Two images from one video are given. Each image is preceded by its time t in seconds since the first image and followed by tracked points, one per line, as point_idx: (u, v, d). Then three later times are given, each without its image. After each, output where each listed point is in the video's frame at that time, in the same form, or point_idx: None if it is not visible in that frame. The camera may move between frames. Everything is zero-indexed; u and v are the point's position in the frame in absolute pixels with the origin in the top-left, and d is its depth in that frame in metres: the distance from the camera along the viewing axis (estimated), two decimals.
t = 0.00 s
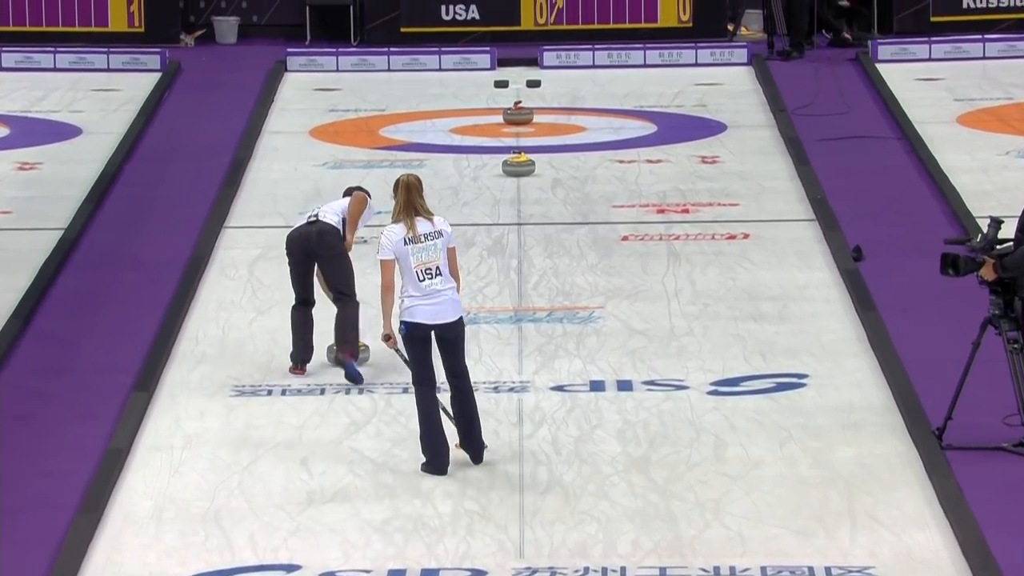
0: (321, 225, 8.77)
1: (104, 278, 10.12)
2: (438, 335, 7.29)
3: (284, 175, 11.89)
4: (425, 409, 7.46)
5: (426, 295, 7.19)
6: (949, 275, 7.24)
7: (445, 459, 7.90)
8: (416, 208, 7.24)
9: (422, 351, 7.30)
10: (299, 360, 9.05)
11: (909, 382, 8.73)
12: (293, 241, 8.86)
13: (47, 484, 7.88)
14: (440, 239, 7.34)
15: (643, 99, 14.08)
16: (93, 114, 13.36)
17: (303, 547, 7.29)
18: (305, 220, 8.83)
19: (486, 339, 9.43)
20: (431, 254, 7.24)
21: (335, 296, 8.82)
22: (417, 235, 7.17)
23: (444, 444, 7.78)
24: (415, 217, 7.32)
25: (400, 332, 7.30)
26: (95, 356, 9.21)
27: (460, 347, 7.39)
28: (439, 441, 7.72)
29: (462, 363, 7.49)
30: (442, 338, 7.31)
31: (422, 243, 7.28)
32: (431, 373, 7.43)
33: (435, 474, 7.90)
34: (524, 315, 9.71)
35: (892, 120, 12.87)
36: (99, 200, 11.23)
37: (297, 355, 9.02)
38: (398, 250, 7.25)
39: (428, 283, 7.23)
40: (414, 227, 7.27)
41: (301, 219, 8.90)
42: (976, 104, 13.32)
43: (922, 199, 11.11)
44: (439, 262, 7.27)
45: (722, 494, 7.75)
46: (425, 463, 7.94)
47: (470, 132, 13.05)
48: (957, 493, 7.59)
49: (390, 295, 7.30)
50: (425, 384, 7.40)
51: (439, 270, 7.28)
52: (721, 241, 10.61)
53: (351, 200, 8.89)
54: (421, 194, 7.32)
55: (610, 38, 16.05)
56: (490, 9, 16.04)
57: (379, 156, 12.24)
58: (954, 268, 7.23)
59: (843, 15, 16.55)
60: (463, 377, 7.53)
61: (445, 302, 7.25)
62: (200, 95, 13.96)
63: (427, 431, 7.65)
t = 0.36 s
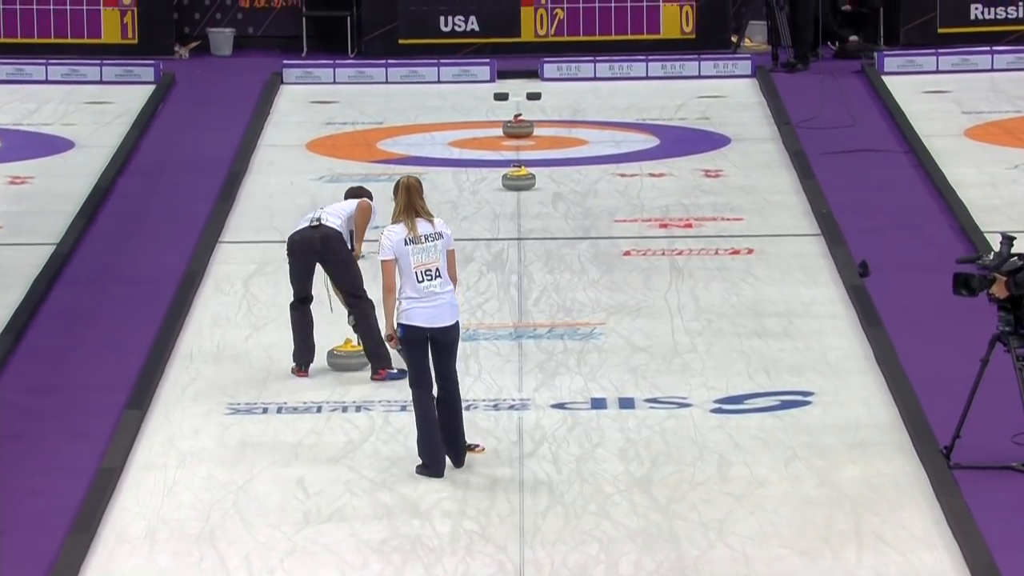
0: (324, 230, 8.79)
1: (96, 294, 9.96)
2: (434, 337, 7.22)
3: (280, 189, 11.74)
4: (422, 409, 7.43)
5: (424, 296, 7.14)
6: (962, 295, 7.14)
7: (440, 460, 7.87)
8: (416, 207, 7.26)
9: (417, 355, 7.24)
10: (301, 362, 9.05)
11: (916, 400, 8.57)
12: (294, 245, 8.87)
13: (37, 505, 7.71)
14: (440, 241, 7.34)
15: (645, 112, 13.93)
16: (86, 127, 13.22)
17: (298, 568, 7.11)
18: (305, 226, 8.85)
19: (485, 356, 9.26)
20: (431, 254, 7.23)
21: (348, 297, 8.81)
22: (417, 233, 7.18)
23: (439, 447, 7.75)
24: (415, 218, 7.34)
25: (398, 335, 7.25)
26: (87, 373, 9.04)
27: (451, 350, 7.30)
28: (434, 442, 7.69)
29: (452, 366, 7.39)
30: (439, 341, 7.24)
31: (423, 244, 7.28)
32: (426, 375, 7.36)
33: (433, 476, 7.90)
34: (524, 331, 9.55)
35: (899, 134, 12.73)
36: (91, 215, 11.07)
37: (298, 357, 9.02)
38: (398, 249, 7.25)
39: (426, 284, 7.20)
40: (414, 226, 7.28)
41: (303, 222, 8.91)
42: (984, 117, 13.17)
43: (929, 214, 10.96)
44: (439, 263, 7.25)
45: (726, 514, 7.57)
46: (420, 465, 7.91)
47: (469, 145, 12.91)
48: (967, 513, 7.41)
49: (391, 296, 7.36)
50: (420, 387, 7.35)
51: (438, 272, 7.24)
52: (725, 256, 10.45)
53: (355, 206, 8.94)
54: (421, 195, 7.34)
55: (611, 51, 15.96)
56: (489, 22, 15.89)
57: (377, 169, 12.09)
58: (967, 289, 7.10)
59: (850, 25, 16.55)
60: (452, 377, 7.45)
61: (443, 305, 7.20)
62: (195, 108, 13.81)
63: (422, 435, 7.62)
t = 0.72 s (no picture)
0: (319, 233, 8.73)
1: (89, 310, 9.79)
2: (430, 340, 7.15)
3: (276, 202, 11.59)
4: (419, 417, 7.35)
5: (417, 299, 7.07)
6: (979, 314, 7.00)
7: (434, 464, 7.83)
8: (411, 209, 7.17)
9: (413, 358, 7.18)
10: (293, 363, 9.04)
11: (923, 417, 8.41)
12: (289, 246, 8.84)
13: (28, 525, 7.53)
14: (437, 244, 7.20)
15: (646, 124, 13.79)
16: (79, 139, 13.07)
17: None
18: (299, 227, 8.79)
19: (484, 372, 9.10)
20: (425, 256, 7.14)
21: (343, 301, 8.79)
22: (409, 235, 7.09)
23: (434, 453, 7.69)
24: (414, 221, 7.26)
25: (394, 337, 7.20)
26: (79, 391, 8.87)
27: (446, 353, 7.25)
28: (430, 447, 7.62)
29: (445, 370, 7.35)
30: (434, 344, 7.17)
31: (418, 246, 7.18)
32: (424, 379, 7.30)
33: (426, 478, 7.88)
34: (524, 347, 9.39)
35: (905, 147, 12.58)
36: (83, 230, 10.90)
37: (290, 357, 9.03)
38: (393, 251, 7.19)
39: (420, 286, 7.12)
40: (409, 228, 7.19)
41: (298, 222, 8.87)
42: (992, 129, 13.03)
43: (936, 228, 10.81)
44: (434, 267, 7.14)
45: (730, 533, 7.40)
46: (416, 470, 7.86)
47: (468, 158, 12.76)
48: (977, 533, 7.24)
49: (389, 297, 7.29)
50: (418, 392, 7.29)
51: (433, 275, 7.14)
52: (728, 271, 10.30)
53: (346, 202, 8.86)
54: (421, 199, 7.26)
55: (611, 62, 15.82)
56: (489, 34, 15.75)
57: (375, 183, 11.94)
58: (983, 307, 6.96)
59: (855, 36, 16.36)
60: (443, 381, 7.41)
61: (437, 308, 7.12)
62: (188, 121, 13.66)
63: (418, 441, 7.56)
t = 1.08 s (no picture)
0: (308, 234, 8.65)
1: (81, 327, 9.63)
2: (425, 343, 7.16)
3: (272, 217, 11.45)
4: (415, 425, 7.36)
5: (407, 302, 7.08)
6: (998, 335, 6.83)
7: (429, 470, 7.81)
8: (405, 213, 7.14)
9: (408, 360, 7.19)
10: (292, 368, 9.02)
11: (930, 436, 8.24)
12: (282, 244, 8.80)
13: (17, 545, 7.35)
14: (432, 246, 7.15)
15: (648, 137, 13.65)
16: (71, 153, 12.92)
17: None
18: (291, 226, 8.75)
19: (484, 389, 8.94)
20: (418, 258, 7.12)
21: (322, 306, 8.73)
22: (399, 238, 7.07)
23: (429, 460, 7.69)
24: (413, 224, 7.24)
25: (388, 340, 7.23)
26: (71, 409, 8.71)
27: (440, 359, 7.22)
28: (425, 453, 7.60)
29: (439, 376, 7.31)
30: (428, 348, 7.18)
31: (412, 248, 7.16)
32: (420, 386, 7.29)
33: (423, 484, 7.86)
34: (523, 364, 9.23)
35: (911, 161, 12.44)
36: (75, 246, 10.75)
37: (289, 363, 9.00)
38: (388, 253, 7.20)
39: (412, 288, 7.12)
40: (404, 230, 7.18)
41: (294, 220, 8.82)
42: (999, 143, 12.88)
43: (944, 243, 10.66)
44: (426, 268, 7.12)
45: (734, 554, 7.23)
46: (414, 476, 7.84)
47: (467, 172, 12.62)
48: (987, 555, 7.07)
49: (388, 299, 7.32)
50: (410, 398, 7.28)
51: (427, 277, 7.13)
52: (731, 287, 10.15)
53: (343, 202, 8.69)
54: (420, 203, 7.22)
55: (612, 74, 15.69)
56: (487, 45, 15.64)
57: (374, 198, 11.80)
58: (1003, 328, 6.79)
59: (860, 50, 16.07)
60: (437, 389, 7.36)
61: (428, 310, 7.11)
62: (183, 134, 13.52)
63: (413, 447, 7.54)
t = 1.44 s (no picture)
0: (307, 236, 8.60)
1: (73, 344, 9.48)
2: (421, 343, 7.23)
3: (267, 232, 11.30)
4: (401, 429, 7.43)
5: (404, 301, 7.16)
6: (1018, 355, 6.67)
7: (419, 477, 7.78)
8: (405, 215, 7.23)
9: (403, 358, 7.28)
10: (298, 375, 9.00)
11: (936, 455, 8.09)
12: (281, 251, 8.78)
13: (7, 565, 7.18)
14: (432, 247, 7.26)
15: (649, 152, 13.51)
16: (62, 167, 12.77)
17: None
18: (290, 230, 8.73)
19: (482, 408, 8.78)
20: (418, 259, 7.21)
21: (323, 308, 8.70)
22: (400, 239, 7.16)
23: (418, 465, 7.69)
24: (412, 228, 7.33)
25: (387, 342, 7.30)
26: (62, 427, 8.55)
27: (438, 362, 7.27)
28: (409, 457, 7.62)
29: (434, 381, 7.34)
30: (424, 347, 7.25)
31: (411, 249, 7.25)
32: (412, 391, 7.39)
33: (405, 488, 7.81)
34: (523, 382, 9.07)
35: (918, 175, 12.29)
36: (66, 261, 10.60)
37: (295, 371, 9.01)
38: (388, 255, 7.29)
39: (411, 288, 7.20)
40: (403, 232, 7.28)
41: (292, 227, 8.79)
42: (1006, 157, 12.74)
43: (951, 259, 10.51)
44: (426, 269, 7.21)
45: None
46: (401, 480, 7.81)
47: (465, 186, 12.48)
48: None
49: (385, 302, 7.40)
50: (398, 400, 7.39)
51: (426, 277, 7.21)
52: (734, 303, 10.00)
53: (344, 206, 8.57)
54: (420, 206, 7.31)
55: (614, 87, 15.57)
56: (485, 56, 15.52)
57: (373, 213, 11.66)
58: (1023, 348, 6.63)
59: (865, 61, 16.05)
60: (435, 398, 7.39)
61: (425, 310, 7.19)
62: (176, 148, 13.39)
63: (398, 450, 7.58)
